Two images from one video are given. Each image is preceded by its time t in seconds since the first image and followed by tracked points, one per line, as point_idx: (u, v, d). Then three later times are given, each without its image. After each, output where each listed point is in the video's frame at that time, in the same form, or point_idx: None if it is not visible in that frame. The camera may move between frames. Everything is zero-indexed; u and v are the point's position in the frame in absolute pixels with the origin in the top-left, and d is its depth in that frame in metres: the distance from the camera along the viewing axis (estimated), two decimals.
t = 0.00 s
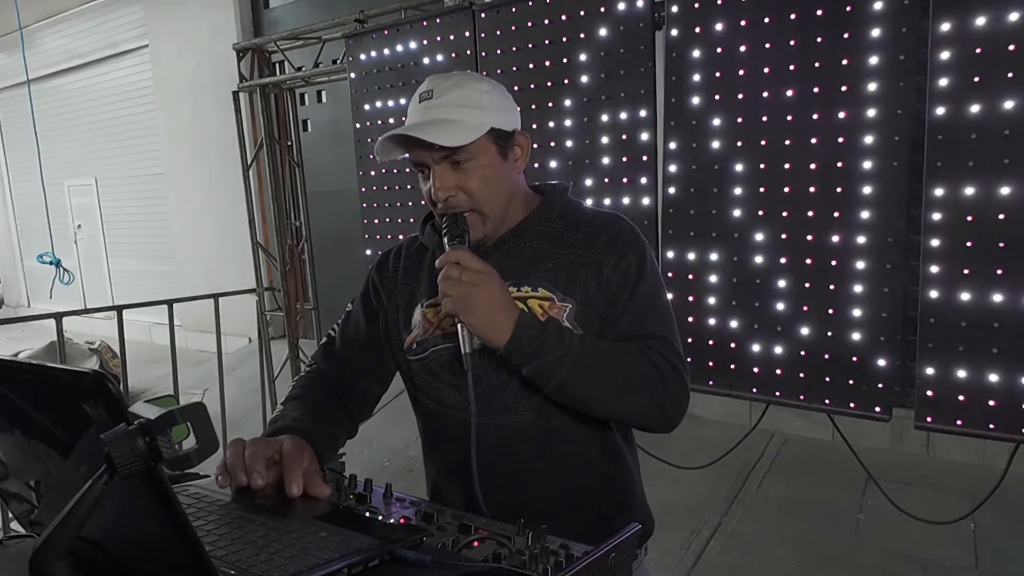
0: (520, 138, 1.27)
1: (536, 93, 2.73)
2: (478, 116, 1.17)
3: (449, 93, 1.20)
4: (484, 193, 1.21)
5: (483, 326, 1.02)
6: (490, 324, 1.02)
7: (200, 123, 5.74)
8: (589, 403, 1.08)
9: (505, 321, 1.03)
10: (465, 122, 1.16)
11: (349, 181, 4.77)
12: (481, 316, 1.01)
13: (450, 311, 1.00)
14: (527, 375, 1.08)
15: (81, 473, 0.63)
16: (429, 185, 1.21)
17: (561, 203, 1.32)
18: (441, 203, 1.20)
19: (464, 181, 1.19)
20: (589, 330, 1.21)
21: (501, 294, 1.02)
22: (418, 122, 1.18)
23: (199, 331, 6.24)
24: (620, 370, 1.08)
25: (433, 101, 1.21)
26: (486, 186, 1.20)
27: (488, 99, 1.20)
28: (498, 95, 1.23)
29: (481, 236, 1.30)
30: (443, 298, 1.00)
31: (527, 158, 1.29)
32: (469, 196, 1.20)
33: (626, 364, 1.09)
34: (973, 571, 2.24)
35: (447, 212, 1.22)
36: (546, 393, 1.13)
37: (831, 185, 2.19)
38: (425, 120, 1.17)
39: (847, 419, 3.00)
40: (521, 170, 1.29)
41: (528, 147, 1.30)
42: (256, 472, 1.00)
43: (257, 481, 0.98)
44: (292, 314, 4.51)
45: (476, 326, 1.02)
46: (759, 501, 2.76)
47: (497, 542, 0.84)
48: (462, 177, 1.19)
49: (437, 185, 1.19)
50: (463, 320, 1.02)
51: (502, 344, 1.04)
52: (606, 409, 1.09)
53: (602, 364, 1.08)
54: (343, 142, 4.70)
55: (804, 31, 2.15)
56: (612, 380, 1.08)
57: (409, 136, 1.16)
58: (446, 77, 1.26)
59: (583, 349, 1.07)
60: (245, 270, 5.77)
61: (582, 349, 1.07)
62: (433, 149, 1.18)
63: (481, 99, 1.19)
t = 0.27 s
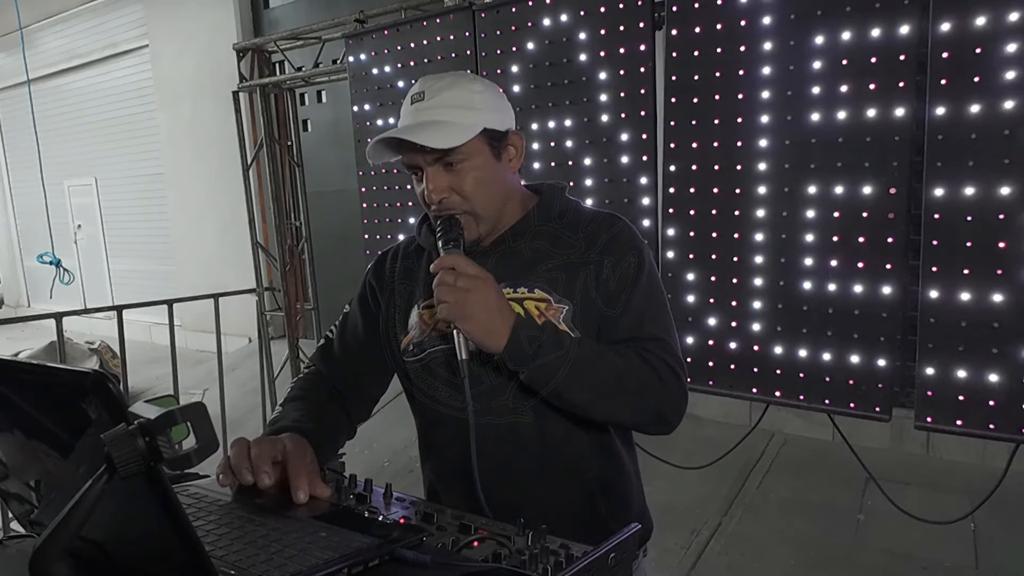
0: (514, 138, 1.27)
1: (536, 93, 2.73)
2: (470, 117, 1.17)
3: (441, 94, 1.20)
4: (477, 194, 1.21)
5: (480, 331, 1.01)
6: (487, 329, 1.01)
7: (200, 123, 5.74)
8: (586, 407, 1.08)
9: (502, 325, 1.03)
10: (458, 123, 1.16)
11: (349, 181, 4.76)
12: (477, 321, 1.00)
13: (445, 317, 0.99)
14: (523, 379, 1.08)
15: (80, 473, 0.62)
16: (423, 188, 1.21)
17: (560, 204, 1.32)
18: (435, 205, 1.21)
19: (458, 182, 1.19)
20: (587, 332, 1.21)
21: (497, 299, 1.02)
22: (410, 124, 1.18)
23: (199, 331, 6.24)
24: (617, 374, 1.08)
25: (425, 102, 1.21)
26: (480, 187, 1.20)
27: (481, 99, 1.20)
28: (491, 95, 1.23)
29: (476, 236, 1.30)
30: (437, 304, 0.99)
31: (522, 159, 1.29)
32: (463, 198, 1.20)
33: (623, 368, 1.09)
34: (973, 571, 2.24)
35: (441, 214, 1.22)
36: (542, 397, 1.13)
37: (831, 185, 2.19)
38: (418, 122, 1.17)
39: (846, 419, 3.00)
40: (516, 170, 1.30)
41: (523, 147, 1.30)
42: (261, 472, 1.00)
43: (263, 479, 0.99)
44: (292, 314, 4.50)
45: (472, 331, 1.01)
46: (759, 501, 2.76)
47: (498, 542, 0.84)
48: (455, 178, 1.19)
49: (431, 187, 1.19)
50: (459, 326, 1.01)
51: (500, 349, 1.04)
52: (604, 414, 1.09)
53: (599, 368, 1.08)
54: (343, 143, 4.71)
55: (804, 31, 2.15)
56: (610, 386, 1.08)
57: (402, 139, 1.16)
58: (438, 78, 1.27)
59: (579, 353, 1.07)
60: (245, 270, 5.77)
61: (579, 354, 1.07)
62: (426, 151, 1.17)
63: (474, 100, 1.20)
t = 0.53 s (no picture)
0: (510, 139, 1.27)
1: (536, 93, 2.72)
2: (465, 118, 1.18)
3: (436, 95, 1.21)
4: (473, 196, 1.21)
5: (477, 332, 1.01)
6: (483, 331, 1.01)
7: (200, 123, 5.73)
8: (585, 409, 1.08)
9: (498, 327, 1.03)
10: (452, 124, 1.17)
11: (349, 181, 4.76)
12: (473, 323, 1.00)
13: (442, 319, 0.99)
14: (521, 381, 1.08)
15: (80, 473, 0.62)
16: (418, 189, 1.21)
17: (558, 205, 1.32)
18: (430, 206, 1.21)
19: (453, 184, 1.19)
20: (586, 332, 1.21)
21: (494, 302, 1.02)
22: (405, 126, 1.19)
23: (199, 331, 6.24)
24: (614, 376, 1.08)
25: (420, 104, 1.21)
26: (475, 189, 1.21)
27: (476, 100, 1.21)
28: (486, 96, 1.23)
29: (472, 238, 1.30)
30: (434, 305, 0.99)
31: (518, 159, 1.29)
32: (458, 199, 1.21)
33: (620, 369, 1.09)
34: (973, 571, 2.24)
35: (437, 216, 1.22)
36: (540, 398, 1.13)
37: (831, 185, 2.19)
38: (412, 124, 1.17)
39: (846, 420, 3.00)
40: (512, 171, 1.30)
41: (519, 148, 1.30)
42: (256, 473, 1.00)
43: (257, 485, 0.98)
44: (292, 314, 4.50)
45: (469, 333, 1.01)
46: (759, 501, 2.75)
47: (498, 542, 0.84)
48: (450, 180, 1.19)
49: (426, 189, 1.19)
50: (455, 328, 1.01)
51: (497, 351, 1.04)
52: (601, 416, 1.08)
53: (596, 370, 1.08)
54: (344, 143, 4.71)
55: (804, 31, 2.15)
56: (607, 388, 1.08)
57: (396, 141, 1.17)
58: (433, 79, 1.27)
59: (577, 355, 1.07)
60: (245, 270, 5.77)
61: (577, 355, 1.07)
62: (420, 153, 1.18)
63: (469, 101, 1.20)
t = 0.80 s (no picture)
0: (510, 140, 1.27)
1: (536, 93, 2.72)
2: (464, 120, 1.18)
3: (435, 97, 1.21)
4: (472, 198, 1.21)
5: (476, 335, 1.01)
6: (483, 334, 1.01)
7: (200, 123, 5.73)
8: (584, 410, 1.08)
9: (498, 330, 1.03)
10: (451, 126, 1.17)
11: (349, 181, 4.76)
12: (472, 326, 1.00)
13: (440, 322, 0.99)
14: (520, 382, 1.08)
15: (81, 473, 0.62)
16: (417, 192, 1.22)
17: (559, 205, 1.32)
18: (429, 208, 1.21)
19: (451, 186, 1.19)
20: (585, 333, 1.21)
21: (492, 304, 1.02)
22: (404, 128, 1.19)
23: (199, 331, 6.24)
24: (614, 377, 1.08)
25: (420, 105, 1.21)
26: (474, 191, 1.21)
27: (475, 102, 1.20)
28: (486, 97, 1.23)
29: (471, 238, 1.31)
30: (432, 308, 0.99)
31: (518, 161, 1.29)
32: (457, 201, 1.21)
33: (620, 371, 1.09)
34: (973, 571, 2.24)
35: (436, 218, 1.23)
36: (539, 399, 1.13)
37: (830, 185, 2.19)
38: (411, 126, 1.18)
39: (846, 420, 3.00)
40: (512, 173, 1.29)
41: (519, 148, 1.30)
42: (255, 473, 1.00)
43: (256, 483, 0.98)
44: (292, 314, 4.50)
45: (468, 335, 1.01)
46: (759, 501, 2.76)
47: (498, 542, 0.84)
48: (449, 183, 1.19)
49: (424, 191, 1.20)
50: (455, 330, 1.01)
51: (496, 353, 1.04)
52: (601, 417, 1.09)
53: (596, 370, 1.08)
54: (343, 143, 4.71)
55: (804, 31, 2.15)
56: (607, 389, 1.08)
57: (394, 143, 1.17)
58: (433, 80, 1.27)
59: (576, 356, 1.07)
60: (245, 270, 5.77)
61: (577, 356, 1.07)
62: (419, 155, 1.18)
63: (468, 102, 1.20)
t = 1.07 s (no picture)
0: (508, 141, 1.27)
1: (536, 93, 2.72)
2: (462, 122, 1.18)
3: (433, 98, 1.21)
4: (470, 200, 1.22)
5: (477, 335, 1.01)
6: (482, 334, 1.01)
7: (200, 123, 5.73)
8: (585, 409, 1.08)
9: (498, 330, 1.03)
10: (450, 128, 1.17)
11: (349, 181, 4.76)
12: (473, 326, 1.00)
13: (441, 323, 0.99)
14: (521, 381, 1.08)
15: (81, 473, 0.62)
16: (416, 193, 1.22)
17: (559, 205, 1.32)
18: (427, 210, 1.21)
19: (450, 188, 1.19)
20: (585, 332, 1.21)
21: (492, 305, 1.02)
22: (402, 129, 1.19)
23: (199, 331, 6.24)
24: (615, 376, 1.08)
25: (418, 106, 1.21)
26: (472, 193, 1.21)
27: (473, 103, 1.21)
28: (484, 99, 1.23)
29: (470, 240, 1.31)
30: (432, 309, 0.99)
31: (517, 162, 1.29)
32: (455, 203, 1.21)
33: (621, 369, 1.09)
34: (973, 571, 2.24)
35: (434, 219, 1.23)
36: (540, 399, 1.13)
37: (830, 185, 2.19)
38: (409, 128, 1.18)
39: (846, 419, 3.00)
40: (510, 173, 1.29)
41: (518, 149, 1.30)
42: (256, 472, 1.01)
43: (255, 482, 0.99)
44: (292, 314, 4.51)
45: (468, 336, 1.01)
46: (759, 501, 2.75)
47: (498, 542, 0.84)
48: (447, 184, 1.20)
49: (423, 193, 1.20)
50: (455, 331, 1.01)
51: (497, 353, 1.04)
52: (601, 416, 1.09)
53: (597, 369, 1.08)
54: (343, 143, 4.71)
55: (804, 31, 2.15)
56: (608, 388, 1.08)
57: (392, 145, 1.17)
58: (431, 81, 1.27)
59: (577, 355, 1.07)
60: (245, 270, 5.77)
61: (577, 355, 1.07)
62: (417, 157, 1.18)
63: (466, 104, 1.20)
